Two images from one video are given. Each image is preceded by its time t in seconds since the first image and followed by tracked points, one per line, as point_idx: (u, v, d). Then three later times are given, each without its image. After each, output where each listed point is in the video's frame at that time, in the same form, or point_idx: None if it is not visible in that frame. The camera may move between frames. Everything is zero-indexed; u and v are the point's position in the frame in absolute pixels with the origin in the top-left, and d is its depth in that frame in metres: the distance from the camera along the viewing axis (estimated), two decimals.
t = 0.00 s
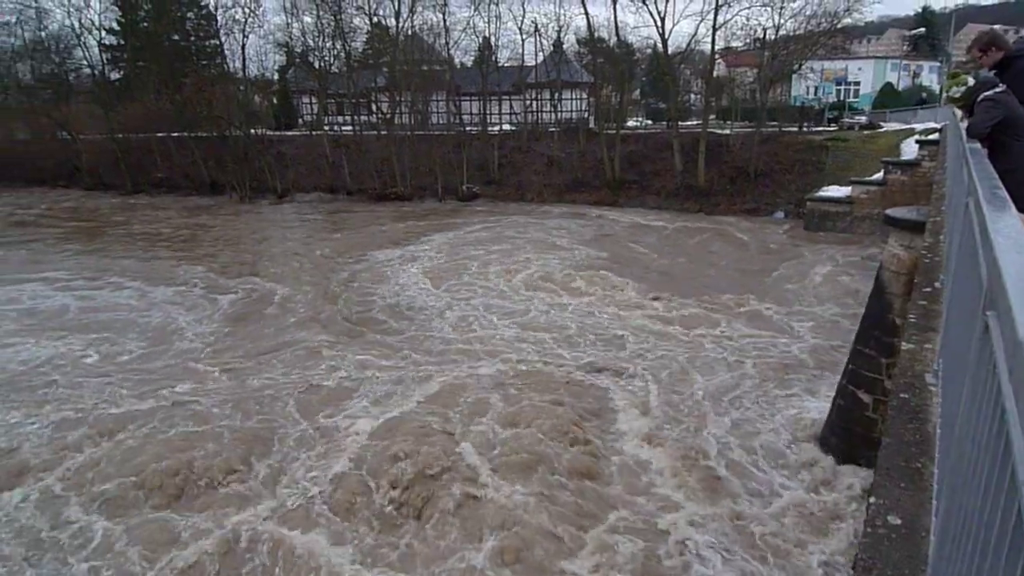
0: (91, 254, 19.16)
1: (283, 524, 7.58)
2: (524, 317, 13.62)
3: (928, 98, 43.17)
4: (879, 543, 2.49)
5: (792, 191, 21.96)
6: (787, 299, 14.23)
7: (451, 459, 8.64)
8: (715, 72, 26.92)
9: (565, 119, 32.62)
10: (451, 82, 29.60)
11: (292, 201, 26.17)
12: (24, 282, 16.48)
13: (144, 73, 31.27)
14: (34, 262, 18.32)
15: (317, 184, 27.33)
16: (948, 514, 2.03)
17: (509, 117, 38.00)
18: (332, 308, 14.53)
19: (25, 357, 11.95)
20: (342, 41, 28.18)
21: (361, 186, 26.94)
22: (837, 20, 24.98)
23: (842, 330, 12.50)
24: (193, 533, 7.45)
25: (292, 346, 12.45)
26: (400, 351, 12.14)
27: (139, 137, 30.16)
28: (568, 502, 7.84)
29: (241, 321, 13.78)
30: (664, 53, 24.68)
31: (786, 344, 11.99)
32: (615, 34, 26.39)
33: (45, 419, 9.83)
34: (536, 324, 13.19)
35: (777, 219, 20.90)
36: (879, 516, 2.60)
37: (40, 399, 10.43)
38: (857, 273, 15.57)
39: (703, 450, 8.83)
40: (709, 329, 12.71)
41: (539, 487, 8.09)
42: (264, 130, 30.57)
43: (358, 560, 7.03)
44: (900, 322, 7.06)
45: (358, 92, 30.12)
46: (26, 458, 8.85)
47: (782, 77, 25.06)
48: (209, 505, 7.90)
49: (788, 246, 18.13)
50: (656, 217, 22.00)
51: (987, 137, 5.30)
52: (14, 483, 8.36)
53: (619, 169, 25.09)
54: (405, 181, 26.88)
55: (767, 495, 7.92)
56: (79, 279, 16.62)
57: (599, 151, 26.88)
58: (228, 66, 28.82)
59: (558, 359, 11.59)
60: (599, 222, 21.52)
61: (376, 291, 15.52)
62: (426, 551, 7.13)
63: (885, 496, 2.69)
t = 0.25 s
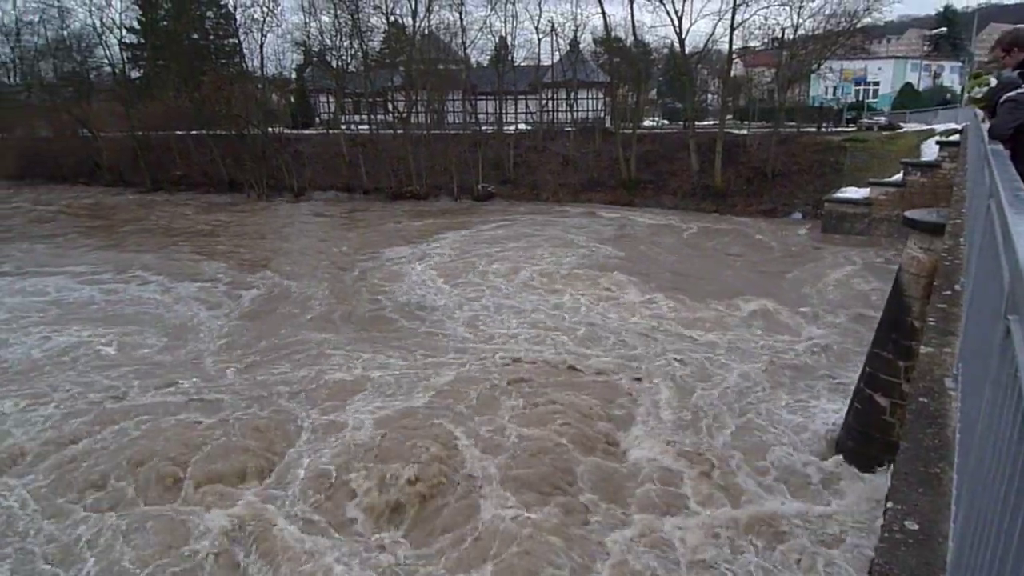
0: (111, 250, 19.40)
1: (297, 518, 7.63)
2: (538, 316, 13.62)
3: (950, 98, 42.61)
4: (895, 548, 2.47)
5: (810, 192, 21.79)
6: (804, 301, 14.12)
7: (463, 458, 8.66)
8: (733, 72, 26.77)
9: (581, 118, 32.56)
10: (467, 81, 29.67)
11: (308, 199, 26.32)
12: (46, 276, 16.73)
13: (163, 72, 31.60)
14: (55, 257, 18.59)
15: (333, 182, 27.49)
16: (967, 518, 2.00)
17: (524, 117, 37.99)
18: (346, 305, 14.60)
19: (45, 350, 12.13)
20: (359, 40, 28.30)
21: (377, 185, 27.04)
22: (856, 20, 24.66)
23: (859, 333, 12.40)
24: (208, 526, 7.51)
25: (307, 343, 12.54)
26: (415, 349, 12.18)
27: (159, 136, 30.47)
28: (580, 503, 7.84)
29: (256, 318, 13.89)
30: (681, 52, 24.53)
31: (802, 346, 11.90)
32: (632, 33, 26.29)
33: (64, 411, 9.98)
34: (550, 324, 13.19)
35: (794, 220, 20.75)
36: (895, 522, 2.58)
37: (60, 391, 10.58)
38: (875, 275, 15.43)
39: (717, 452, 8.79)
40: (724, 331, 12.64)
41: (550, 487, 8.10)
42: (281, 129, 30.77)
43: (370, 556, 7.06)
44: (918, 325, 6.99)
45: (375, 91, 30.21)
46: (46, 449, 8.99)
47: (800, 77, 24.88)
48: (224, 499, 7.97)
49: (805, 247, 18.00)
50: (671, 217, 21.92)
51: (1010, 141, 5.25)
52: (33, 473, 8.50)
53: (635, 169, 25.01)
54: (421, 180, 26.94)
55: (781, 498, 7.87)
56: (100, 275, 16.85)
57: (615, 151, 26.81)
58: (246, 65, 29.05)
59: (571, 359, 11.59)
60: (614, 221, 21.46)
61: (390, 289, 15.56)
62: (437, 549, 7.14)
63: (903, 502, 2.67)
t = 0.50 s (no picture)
0: (131, 248, 19.66)
1: (312, 518, 7.67)
2: (553, 316, 13.63)
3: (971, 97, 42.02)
4: (913, 552, 2.46)
5: (827, 193, 21.62)
6: (821, 301, 14.02)
7: (478, 458, 8.69)
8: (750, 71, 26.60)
9: (597, 118, 32.49)
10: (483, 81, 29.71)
11: (324, 199, 26.48)
12: (66, 274, 16.94)
13: (182, 72, 31.91)
14: (76, 254, 18.83)
15: (349, 182, 27.64)
16: (984, 523, 2.00)
17: (540, 116, 37.94)
18: (362, 304, 14.69)
19: (65, 346, 12.29)
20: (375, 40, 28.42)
21: (392, 184, 27.14)
22: (875, 18, 24.43)
23: (878, 334, 12.30)
24: (224, 524, 7.57)
25: (322, 341, 12.61)
26: (430, 348, 12.23)
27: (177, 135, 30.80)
28: (594, 505, 7.83)
29: (271, 316, 13.99)
30: (698, 51, 24.40)
31: (817, 348, 11.82)
32: (648, 32, 26.19)
33: (84, 408, 10.10)
34: (564, 324, 13.20)
35: (811, 220, 20.61)
36: (913, 525, 2.58)
37: (80, 387, 10.71)
38: (893, 276, 15.29)
39: (732, 454, 8.75)
40: (740, 331, 12.59)
41: (564, 489, 8.10)
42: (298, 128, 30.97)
43: (384, 556, 7.08)
44: (937, 327, 6.94)
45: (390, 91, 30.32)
46: (67, 446, 9.11)
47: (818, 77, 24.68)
48: (240, 498, 8.03)
49: (821, 248, 17.86)
50: (687, 217, 21.82)
51: None
52: (54, 469, 8.61)
53: (650, 169, 24.93)
54: (436, 180, 27.01)
55: (797, 501, 7.82)
56: (120, 273, 17.08)
57: (631, 150, 26.74)
58: (263, 65, 29.28)
59: (585, 359, 11.58)
60: (629, 221, 21.41)
61: (406, 288, 15.63)
62: (451, 550, 7.16)
63: (920, 504, 2.67)
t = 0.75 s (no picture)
0: (150, 240, 19.86)
1: (319, 513, 7.65)
2: (567, 316, 13.59)
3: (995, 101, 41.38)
4: (928, 561, 2.42)
5: (846, 196, 21.40)
6: (838, 306, 13.88)
7: (489, 456, 8.69)
8: (770, 72, 26.39)
9: (614, 117, 32.37)
10: (501, 79, 29.71)
11: (341, 194, 26.59)
12: (85, 265, 17.12)
13: (203, 67, 32.14)
14: (95, 245, 19.04)
15: (365, 178, 27.71)
16: (1002, 534, 1.96)
17: (557, 115, 37.87)
18: (376, 300, 14.73)
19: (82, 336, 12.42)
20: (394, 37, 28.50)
21: (408, 181, 27.19)
22: (899, 20, 24.14)
23: (895, 340, 12.15)
24: (233, 517, 7.58)
25: (335, 336, 12.65)
26: (443, 345, 12.23)
27: (197, 129, 31.06)
28: (603, 508, 7.76)
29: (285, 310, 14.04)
30: (717, 52, 24.24)
31: (833, 353, 11.69)
32: (667, 32, 26.06)
33: (98, 398, 10.18)
34: (578, 324, 13.16)
35: (829, 224, 20.41)
36: (928, 534, 2.54)
37: (97, 376, 10.83)
38: (912, 282, 15.11)
39: (744, 458, 8.68)
40: (755, 335, 12.49)
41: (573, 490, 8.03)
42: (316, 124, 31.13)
43: (391, 554, 7.03)
44: (956, 334, 6.84)
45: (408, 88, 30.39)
46: (80, 436, 9.18)
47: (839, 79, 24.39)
48: (252, 489, 8.08)
49: (839, 252, 17.66)
50: (703, 218, 21.67)
51: None
52: (70, 457, 8.71)
53: (667, 170, 24.80)
54: (452, 177, 27.03)
55: (810, 508, 7.70)
56: (139, 264, 17.27)
57: (648, 151, 26.61)
58: (283, 61, 29.46)
59: (598, 359, 11.54)
60: (645, 221, 21.32)
61: (420, 285, 15.64)
62: (458, 548, 7.11)
63: (935, 513, 2.63)
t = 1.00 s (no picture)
0: (169, 237, 20.08)
1: (334, 511, 7.70)
2: (583, 315, 13.57)
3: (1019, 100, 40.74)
4: (947, 566, 2.42)
5: (865, 196, 21.20)
6: (857, 308, 13.75)
7: (503, 455, 8.70)
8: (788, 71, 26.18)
9: (631, 116, 32.26)
10: (517, 78, 29.73)
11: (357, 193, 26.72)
12: (106, 262, 17.36)
13: (222, 66, 32.39)
14: (116, 242, 19.30)
15: (381, 177, 27.82)
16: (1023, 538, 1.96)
17: (574, 114, 37.79)
18: (392, 298, 14.79)
19: (103, 334, 12.59)
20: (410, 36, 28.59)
21: (424, 180, 27.25)
22: (920, 18, 23.87)
23: (915, 342, 12.02)
24: (247, 514, 7.64)
25: (352, 334, 12.73)
26: (459, 344, 12.26)
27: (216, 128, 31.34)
28: (617, 509, 7.74)
29: (302, 308, 14.13)
30: (735, 50, 24.10)
31: (852, 354, 11.61)
32: (685, 31, 25.94)
33: (119, 395, 10.33)
34: (593, 323, 13.14)
35: (848, 224, 20.23)
36: (948, 539, 2.54)
37: (118, 372, 11.00)
38: (932, 283, 14.94)
39: (760, 459, 8.65)
40: (772, 336, 12.40)
41: (587, 493, 8.03)
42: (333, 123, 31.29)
43: (405, 552, 7.05)
44: (977, 336, 6.76)
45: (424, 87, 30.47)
46: (101, 431, 9.32)
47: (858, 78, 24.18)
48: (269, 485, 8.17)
49: (857, 253, 17.51)
50: (720, 218, 21.56)
51: None
52: (91, 452, 8.86)
53: (683, 169, 24.69)
54: (467, 176, 27.06)
55: (825, 512, 7.63)
56: (158, 261, 17.49)
57: (664, 150, 26.50)
58: (300, 60, 29.65)
59: (613, 359, 11.53)
60: (661, 221, 21.25)
61: (435, 284, 15.68)
62: (471, 548, 7.12)
63: (954, 516, 2.63)
